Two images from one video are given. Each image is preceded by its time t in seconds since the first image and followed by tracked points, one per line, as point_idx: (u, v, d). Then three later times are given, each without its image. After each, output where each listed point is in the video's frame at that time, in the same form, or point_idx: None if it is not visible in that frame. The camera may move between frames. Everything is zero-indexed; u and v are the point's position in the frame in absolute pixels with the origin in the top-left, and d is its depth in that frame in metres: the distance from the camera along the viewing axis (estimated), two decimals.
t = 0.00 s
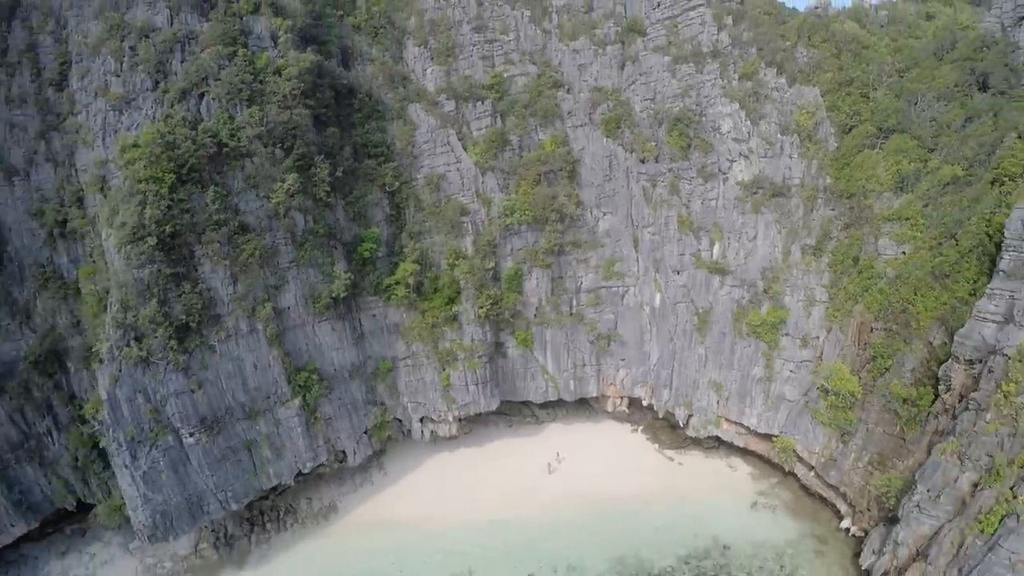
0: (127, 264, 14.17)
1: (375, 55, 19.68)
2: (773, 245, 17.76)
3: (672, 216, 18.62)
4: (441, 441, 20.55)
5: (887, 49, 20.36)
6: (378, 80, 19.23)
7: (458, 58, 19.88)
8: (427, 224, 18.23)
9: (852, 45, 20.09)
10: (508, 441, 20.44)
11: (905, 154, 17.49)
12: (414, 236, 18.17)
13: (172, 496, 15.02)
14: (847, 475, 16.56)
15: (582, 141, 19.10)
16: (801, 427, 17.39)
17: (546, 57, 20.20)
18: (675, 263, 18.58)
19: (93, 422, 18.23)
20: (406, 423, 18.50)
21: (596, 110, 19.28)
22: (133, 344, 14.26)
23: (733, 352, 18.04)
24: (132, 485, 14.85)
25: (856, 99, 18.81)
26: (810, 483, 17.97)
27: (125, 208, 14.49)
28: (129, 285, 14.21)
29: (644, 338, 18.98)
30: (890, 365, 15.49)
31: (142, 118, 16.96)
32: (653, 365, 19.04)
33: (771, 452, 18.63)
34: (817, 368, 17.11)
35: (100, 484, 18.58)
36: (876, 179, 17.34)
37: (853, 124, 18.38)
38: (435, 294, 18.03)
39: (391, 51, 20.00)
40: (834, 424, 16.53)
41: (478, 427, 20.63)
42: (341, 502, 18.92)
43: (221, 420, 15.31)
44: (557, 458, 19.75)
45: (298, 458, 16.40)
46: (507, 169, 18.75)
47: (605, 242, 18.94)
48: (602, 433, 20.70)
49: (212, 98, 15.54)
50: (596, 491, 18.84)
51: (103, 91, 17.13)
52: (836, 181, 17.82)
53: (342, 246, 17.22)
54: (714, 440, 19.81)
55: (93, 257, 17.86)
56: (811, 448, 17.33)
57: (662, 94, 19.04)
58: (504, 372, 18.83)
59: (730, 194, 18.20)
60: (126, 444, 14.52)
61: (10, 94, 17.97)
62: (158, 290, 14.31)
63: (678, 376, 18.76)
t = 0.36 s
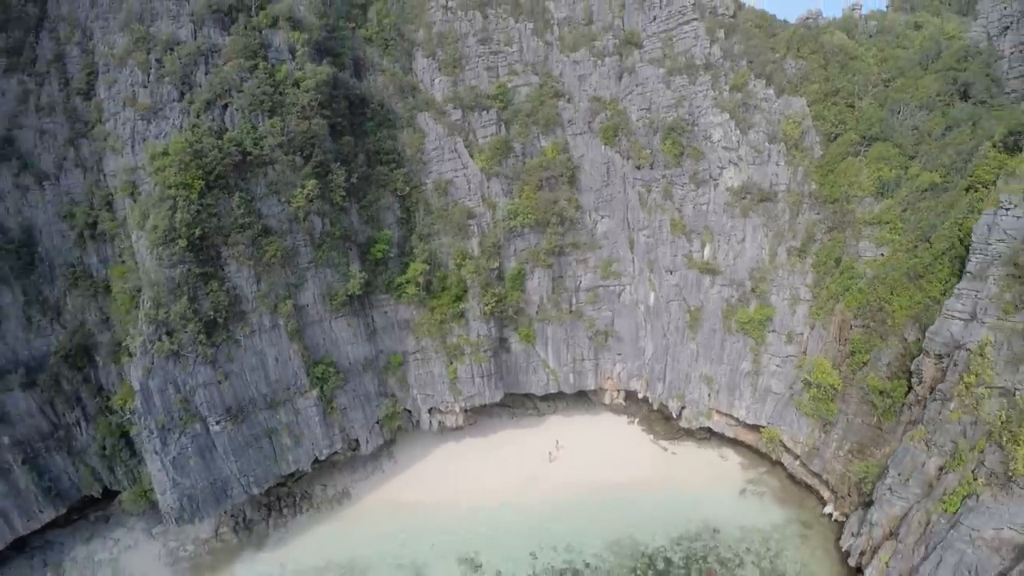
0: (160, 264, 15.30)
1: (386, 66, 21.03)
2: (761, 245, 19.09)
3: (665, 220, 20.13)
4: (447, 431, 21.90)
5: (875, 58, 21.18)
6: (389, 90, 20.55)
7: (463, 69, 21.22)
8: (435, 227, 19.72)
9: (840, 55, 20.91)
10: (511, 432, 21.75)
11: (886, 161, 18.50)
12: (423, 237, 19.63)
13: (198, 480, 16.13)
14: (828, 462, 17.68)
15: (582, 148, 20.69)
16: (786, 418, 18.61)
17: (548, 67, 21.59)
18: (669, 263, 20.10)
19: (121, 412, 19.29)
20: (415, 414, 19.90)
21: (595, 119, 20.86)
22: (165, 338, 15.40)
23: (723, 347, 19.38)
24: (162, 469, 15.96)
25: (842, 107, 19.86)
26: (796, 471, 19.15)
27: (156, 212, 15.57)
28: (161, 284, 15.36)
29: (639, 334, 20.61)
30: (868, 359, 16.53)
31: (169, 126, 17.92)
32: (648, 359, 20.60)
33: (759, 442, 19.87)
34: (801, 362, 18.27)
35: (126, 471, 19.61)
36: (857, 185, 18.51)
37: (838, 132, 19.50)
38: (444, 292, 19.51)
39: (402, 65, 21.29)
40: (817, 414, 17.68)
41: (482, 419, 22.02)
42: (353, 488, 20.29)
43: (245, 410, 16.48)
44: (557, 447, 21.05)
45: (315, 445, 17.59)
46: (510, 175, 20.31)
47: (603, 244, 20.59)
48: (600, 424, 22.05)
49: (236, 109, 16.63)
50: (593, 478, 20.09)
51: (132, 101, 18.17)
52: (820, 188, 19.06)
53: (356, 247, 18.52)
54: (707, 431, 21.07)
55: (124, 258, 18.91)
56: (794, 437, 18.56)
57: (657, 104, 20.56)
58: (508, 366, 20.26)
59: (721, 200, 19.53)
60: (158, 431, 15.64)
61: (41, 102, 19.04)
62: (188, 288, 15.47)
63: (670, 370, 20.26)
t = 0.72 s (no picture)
0: (191, 262, 16.60)
1: (396, 76, 22.51)
2: (746, 247, 20.71)
3: (658, 223, 21.73)
4: (453, 421, 23.23)
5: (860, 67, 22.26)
6: (400, 99, 22.12)
7: (469, 80, 22.61)
8: (443, 228, 21.32)
9: (826, 66, 22.19)
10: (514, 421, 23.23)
11: (866, 166, 19.61)
12: (432, 238, 21.17)
13: (224, 463, 17.41)
14: (810, 449, 19.01)
15: (581, 155, 22.30)
16: (771, 407, 19.98)
17: (549, 77, 23.00)
18: (662, 262, 21.71)
19: (149, 401, 20.60)
20: (423, 404, 21.45)
21: (593, 126, 22.46)
22: (195, 331, 16.64)
23: (711, 341, 20.94)
24: (189, 453, 17.17)
25: (826, 116, 21.06)
26: (781, 459, 20.42)
27: (186, 214, 16.88)
28: (191, 281, 16.65)
29: (633, 329, 22.18)
30: (845, 352, 17.80)
31: (195, 134, 19.34)
32: (642, 353, 22.19)
33: (746, 431, 21.23)
34: (784, 354, 19.68)
35: (152, 458, 20.80)
36: (839, 189, 19.70)
37: (822, 139, 20.76)
38: (451, 289, 21.04)
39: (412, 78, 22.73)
40: (799, 404, 19.03)
41: (486, 409, 23.39)
42: (364, 474, 21.65)
43: (267, 398, 17.88)
44: (557, 435, 22.51)
45: (332, 432, 19.04)
46: (513, 180, 21.89)
47: (600, 245, 22.11)
48: (597, 413, 23.52)
49: (259, 118, 17.93)
50: (591, 463, 21.51)
51: (161, 110, 19.47)
52: (804, 193, 20.38)
53: (370, 247, 20.03)
54: (698, 421, 22.44)
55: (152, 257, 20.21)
56: (778, 425, 19.94)
57: (652, 113, 22.00)
58: (511, 359, 22.02)
59: (710, 203, 21.12)
60: (188, 417, 16.81)
61: (71, 110, 20.15)
62: (216, 286, 16.80)
63: (663, 362, 21.82)
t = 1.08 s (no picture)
0: (222, 261, 18.28)
1: (405, 87, 24.47)
2: (731, 247, 22.46)
3: (650, 225, 23.77)
4: (459, 411, 25.34)
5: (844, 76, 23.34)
6: (409, 108, 24.11)
7: (474, 91, 24.76)
8: (450, 230, 23.46)
9: (809, 77, 23.36)
10: (515, 411, 25.25)
11: (844, 173, 20.93)
12: (440, 239, 23.35)
13: (249, 446, 19.01)
14: (790, 434, 20.54)
15: (578, 161, 24.60)
16: (755, 396, 21.63)
17: (548, 87, 25.31)
18: (653, 261, 23.71)
19: (177, 389, 22.00)
20: (431, 392, 23.68)
21: (589, 134, 24.54)
22: (225, 323, 18.28)
23: (700, 334, 22.77)
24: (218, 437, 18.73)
25: (808, 125, 22.43)
26: (765, 444, 22.09)
27: (216, 217, 18.46)
28: (222, 278, 18.32)
29: (626, 323, 24.40)
30: (820, 344, 19.39)
31: (222, 142, 21.00)
32: (634, 345, 24.35)
33: (732, 419, 23.05)
34: (767, 346, 21.35)
35: (178, 443, 22.29)
36: (817, 194, 21.09)
37: (803, 146, 22.16)
38: (458, 286, 23.22)
39: (422, 90, 24.79)
40: (779, 392, 20.62)
41: (491, 399, 25.67)
42: (376, 458, 23.52)
43: (290, 385, 19.55)
44: (555, 424, 24.46)
45: (348, 418, 20.96)
46: (515, 185, 24.20)
47: (595, 244, 24.52)
48: (593, 404, 25.56)
49: (281, 128, 19.56)
50: (587, 448, 23.37)
51: (188, 119, 21.00)
52: (786, 196, 21.88)
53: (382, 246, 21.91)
54: (687, 410, 24.34)
55: (182, 255, 21.56)
56: (761, 413, 21.58)
57: (644, 123, 24.01)
58: (513, 351, 24.30)
59: (697, 207, 23.17)
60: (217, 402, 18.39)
61: (102, 118, 21.59)
62: (244, 283, 18.48)
63: (654, 354, 23.88)
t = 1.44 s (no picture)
0: (248, 259, 20.04)
1: (413, 96, 26.45)
2: (717, 246, 24.27)
3: (642, 227, 25.75)
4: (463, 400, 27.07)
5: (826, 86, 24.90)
6: (417, 117, 26.09)
7: (478, 100, 26.77)
8: (456, 230, 25.42)
9: (794, 87, 25.06)
10: (515, 401, 26.98)
11: (823, 177, 22.45)
12: (446, 239, 25.26)
13: (272, 429, 20.74)
14: (772, 420, 22.12)
15: (574, 166, 26.63)
16: (740, 385, 23.30)
17: (549, 97, 27.48)
18: (645, 259, 25.64)
19: (203, 377, 23.58)
20: (438, 382, 25.73)
21: (585, 141, 26.74)
22: (251, 316, 20.00)
23: (688, 328, 24.59)
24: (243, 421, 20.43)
25: (791, 132, 24.07)
26: (750, 430, 23.73)
27: (242, 218, 20.27)
28: (248, 274, 20.07)
29: (620, 317, 26.36)
30: (799, 336, 20.82)
31: (246, 148, 23.00)
32: (627, 338, 26.29)
33: (720, 407, 24.74)
34: (750, 338, 23.01)
35: (201, 429, 23.84)
36: (799, 197, 22.63)
37: (785, 153, 23.84)
38: (463, 283, 25.10)
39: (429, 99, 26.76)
40: (761, 381, 22.24)
41: (492, 389, 27.40)
42: (386, 444, 25.29)
43: (309, 373, 21.32)
44: (553, 412, 26.18)
45: (361, 405, 22.85)
46: (516, 189, 26.14)
47: (591, 244, 26.51)
48: (588, 394, 27.33)
49: (301, 135, 21.36)
50: (582, 434, 25.08)
51: (214, 127, 22.72)
52: (768, 199, 23.58)
53: (393, 245, 23.88)
54: (677, 400, 26.11)
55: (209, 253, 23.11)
56: (745, 401, 23.21)
57: (637, 131, 26.09)
58: (514, 344, 26.17)
59: (685, 209, 24.99)
60: (242, 388, 20.08)
61: (131, 125, 23.01)
62: (267, 280, 20.20)
63: (646, 346, 25.77)
